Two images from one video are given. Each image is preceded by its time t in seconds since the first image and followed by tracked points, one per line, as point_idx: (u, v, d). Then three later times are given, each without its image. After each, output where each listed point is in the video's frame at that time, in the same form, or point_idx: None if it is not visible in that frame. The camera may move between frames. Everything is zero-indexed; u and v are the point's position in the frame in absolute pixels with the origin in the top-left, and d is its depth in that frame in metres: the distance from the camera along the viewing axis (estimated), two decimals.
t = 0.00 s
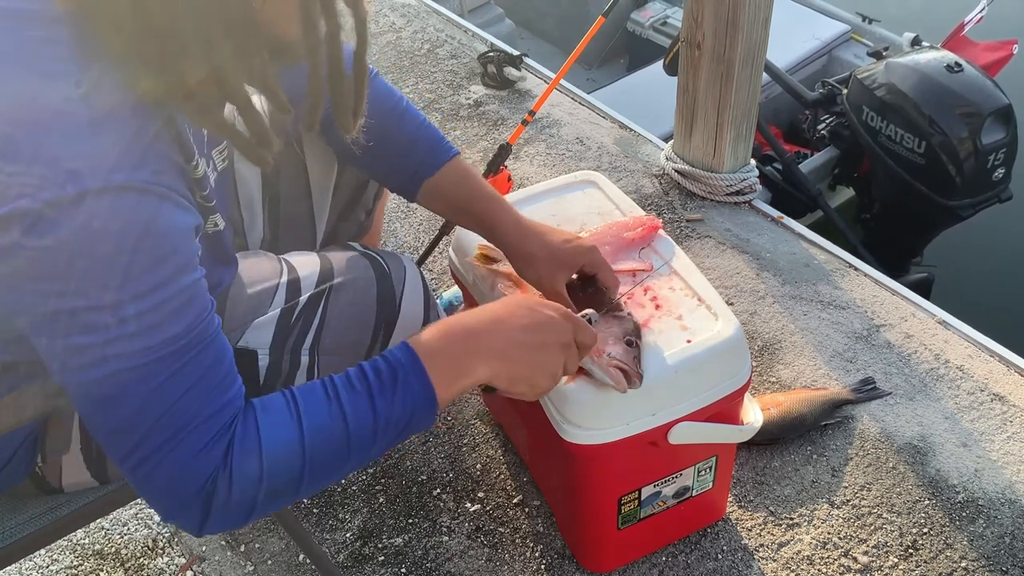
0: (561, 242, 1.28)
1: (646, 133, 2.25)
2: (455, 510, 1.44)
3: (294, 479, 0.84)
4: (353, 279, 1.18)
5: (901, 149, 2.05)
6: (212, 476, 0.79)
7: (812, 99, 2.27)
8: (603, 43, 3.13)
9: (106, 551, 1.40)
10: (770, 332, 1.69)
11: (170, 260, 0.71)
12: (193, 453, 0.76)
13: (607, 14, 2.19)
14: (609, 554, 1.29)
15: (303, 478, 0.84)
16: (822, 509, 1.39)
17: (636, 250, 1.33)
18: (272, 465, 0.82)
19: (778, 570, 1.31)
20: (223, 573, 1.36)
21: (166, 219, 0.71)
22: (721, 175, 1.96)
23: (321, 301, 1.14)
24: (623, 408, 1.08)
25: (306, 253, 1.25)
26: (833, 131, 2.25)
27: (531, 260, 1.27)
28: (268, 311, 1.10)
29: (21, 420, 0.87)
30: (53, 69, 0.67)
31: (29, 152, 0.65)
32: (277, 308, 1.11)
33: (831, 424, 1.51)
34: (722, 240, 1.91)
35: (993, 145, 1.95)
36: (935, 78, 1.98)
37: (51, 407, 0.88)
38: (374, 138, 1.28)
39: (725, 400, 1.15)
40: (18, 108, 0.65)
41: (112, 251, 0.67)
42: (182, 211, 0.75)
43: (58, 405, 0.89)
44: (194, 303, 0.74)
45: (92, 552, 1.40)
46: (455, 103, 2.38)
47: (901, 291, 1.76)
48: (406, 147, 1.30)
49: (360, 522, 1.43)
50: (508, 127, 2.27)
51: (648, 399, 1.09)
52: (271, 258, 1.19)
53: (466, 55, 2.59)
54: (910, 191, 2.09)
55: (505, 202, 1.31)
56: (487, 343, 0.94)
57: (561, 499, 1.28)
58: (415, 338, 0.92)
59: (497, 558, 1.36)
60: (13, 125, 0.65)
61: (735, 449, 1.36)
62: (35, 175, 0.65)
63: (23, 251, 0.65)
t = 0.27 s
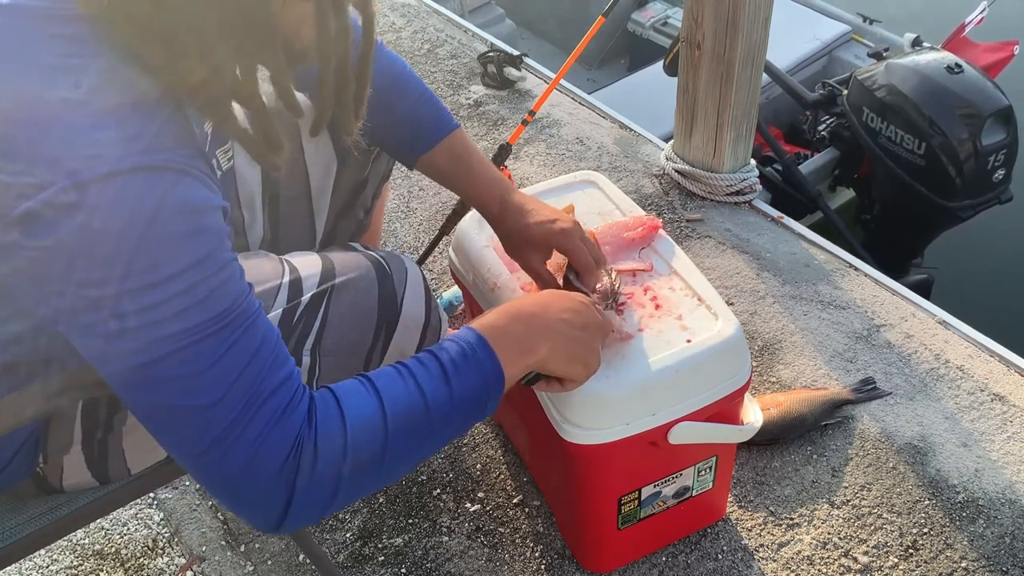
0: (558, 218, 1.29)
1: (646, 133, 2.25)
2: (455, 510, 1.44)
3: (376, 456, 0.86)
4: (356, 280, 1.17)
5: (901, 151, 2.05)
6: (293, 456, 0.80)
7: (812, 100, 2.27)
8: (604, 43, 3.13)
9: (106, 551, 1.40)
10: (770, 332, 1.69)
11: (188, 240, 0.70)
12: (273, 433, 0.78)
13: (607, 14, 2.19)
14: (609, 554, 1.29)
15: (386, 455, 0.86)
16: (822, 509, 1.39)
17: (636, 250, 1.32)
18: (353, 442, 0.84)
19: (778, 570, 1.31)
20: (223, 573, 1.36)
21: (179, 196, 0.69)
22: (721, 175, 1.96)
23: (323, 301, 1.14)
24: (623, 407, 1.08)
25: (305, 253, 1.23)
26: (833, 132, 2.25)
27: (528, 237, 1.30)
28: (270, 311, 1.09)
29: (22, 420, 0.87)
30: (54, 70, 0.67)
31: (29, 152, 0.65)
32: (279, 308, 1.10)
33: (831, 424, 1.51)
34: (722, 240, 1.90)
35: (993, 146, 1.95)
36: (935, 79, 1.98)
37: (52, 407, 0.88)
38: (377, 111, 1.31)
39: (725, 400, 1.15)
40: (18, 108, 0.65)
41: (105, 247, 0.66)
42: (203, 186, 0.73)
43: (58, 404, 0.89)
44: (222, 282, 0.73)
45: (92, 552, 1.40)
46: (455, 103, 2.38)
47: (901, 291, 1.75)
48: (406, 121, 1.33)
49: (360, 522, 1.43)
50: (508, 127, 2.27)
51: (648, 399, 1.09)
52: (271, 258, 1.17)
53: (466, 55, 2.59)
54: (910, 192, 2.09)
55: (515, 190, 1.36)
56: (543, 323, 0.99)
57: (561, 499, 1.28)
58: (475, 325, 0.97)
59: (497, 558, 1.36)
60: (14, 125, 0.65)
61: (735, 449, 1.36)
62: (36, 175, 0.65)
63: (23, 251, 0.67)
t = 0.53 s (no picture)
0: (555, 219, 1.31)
1: (646, 133, 2.25)
2: (455, 510, 1.44)
3: (399, 445, 0.86)
4: (359, 281, 1.18)
5: (901, 152, 2.05)
6: (322, 451, 0.81)
7: (812, 101, 2.27)
8: (604, 44, 3.13)
9: (106, 551, 1.40)
10: (770, 332, 1.69)
11: (200, 232, 0.69)
12: (298, 429, 0.78)
13: (607, 14, 2.19)
14: (609, 554, 1.29)
15: (410, 442, 0.87)
16: (822, 509, 1.39)
17: (636, 250, 1.32)
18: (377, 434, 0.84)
19: (778, 570, 1.31)
20: (223, 573, 1.36)
21: (189, 188, 0.69)
22: (721, 175, 1.96)
23: (326, 302, 1.14)
24: (622, 407, 1.08)
25: (309, 254, 1.23)
26: (833, 133, 2.25)
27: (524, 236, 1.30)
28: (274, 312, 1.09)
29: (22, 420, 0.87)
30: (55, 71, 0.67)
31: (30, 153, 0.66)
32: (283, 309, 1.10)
33: (831, 424, 1.51)
34: (722, 240, 1.90)
35: (994, 147, 1.95)
36: (935, 80, 1.98)
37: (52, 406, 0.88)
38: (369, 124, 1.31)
39: (725, 400, 1.15)
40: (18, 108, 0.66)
41: (107, 245, 0.66)
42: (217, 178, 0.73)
43: (59, 404, 0.89)
44: (235, 273, 0.72)
45: (92, 552, 1.40)
46: (455, 103, 2.38)
47: (901, 291, 1.75)
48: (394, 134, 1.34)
49: (360, 522, 1.43)
50: (508, 127, 2.27)
51: (648, 399, 1.09)
52: (275, 259, 1.17)
53: (466, 55, 2.59)
54: (910, 192, 2.09)
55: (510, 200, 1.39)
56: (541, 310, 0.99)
57: (561, 499, 1.28)
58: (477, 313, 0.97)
59: (497, 558, 1.36)
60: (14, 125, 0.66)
61: (735, 449, 1.36)
62: (36, 175, 0.66)
63: (23, 251, 0.68)
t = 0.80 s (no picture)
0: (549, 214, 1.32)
1: (646, 133, 2.25)
2: (455, 510, 1.44)
3: (466, 380, 0.92)
4: (359, 282, 1.18)
5: (901, 153, 2.05)
6: (394, 387, 0.86)
7: (812, 102, 2.26)
8: (604, 44, 3.13)
9: (106, 551, 1.40)
10: (770, 332, 1.69)
11: (219, 211, 0.69)
12: (368, 364, 0.83)
13: (606, 14, 2.19)
14: (608, 554, 1.29)
15: (475, 384, 0.93)
16: (822, 509, 1.39)
17: (636, 251, 1.32)
18: (446, 369, 0.90)
19: (778, 570, 1.31)
20: (223, 573, 1.36)
21: (200, 174, 0.69)
22: (721, 175, 1.96)
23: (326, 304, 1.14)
24: (623, 408, 1.08)
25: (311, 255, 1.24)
26: (833, 134, 2.25)
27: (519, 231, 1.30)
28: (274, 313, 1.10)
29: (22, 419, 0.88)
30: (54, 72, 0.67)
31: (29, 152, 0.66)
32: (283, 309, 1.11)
33: (831, 424, 1.51)
34: (722, 240, 1.90)
35: (993, 149, 1.95)
36: (935, 81, 1.98)
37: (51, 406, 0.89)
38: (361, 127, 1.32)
39: (724, 400, 1.15)
40: (17, 108, 0.66)
41: (117, 242, 0.68)
42: (233, 157, 0.73)
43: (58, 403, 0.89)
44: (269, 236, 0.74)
45: (92, 552, 1.40)
46: (455, 103, 2.38)
47: (901, 291, 1.75)
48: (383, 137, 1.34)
49: (360, 522, 1.43)
50: (508, 127, 2.27)
51: (648, 399, 1.09)
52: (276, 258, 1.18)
53: (466, 55, 2.59)
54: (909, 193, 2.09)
55: (506, 201, 1.40)
56: (604, 312, 1.04)
57: (561, 499, 1.28)
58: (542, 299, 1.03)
59: (497, 558, 1.36)
60: (13, 124, 0.66)
61: (735, 450, 1.36)
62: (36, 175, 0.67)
63: (26, 252, 0.71)
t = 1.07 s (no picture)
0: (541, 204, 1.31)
1: (646, 133, 2.25)
2: (455, 510, 1.44)
3: (481, 363, 0.92)
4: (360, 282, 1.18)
5: (901, 155, 2.05)
6: (408, 367, 0.86)
7: (812, 102, 2.26)
8: (604, 44, 3.13)
9: (106, 551, 1.40)
10: (770, 332, 1.69)
11: (223, 193, 0.69)
12: (380, 344, 0.83)
13: (607, 14, 2.20)
14: (608, 554, 1.29)
15: (491, 367, 0.93)
16: (822, 509, 1.39)
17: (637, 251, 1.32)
18: (462, 352, 0.90)
19: (778, 570, 1.31)
20: (223, 573, 1.36)
21: (204, 159, 0.69)
22: (721, 175, 1.96)
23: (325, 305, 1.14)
24: (623, 408, 1.08)
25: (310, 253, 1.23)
26: (833, 135, 2.25)
27: (513, 226, 1.30)
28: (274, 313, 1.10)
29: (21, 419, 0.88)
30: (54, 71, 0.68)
31: (30, 153, 0.67)
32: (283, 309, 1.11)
33: (831, 424, 1.51)
34: (722, 240, 1.90)
35: (993, 150, 1.95)
36: (935, 82, 1.98)
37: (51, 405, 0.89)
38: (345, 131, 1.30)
39: (725, 400, 1.15)
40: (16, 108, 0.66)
41: (122, 234, 0.69)
42: (238, 139, 0.73)
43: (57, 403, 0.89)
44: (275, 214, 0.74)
45: (92, 552, 1.40)
46: (455, 103, 2.38)
47: (901, 292, 1.75)
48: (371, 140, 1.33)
49: (360, 522, 1.43)
50: (508, 127, 2.27)
51: (648, 399, 1.09)
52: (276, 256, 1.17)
53: (466, 55, 2.59)
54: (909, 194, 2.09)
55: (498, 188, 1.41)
56: (618, 313, 1.04)
57: (561, 500, 1.28)
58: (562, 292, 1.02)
59: (497, 558, 1.36)
60: (12, 124, 0.66)
61: (735, 450, 1.36)
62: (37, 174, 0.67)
63: (23, 251, 0.71)
